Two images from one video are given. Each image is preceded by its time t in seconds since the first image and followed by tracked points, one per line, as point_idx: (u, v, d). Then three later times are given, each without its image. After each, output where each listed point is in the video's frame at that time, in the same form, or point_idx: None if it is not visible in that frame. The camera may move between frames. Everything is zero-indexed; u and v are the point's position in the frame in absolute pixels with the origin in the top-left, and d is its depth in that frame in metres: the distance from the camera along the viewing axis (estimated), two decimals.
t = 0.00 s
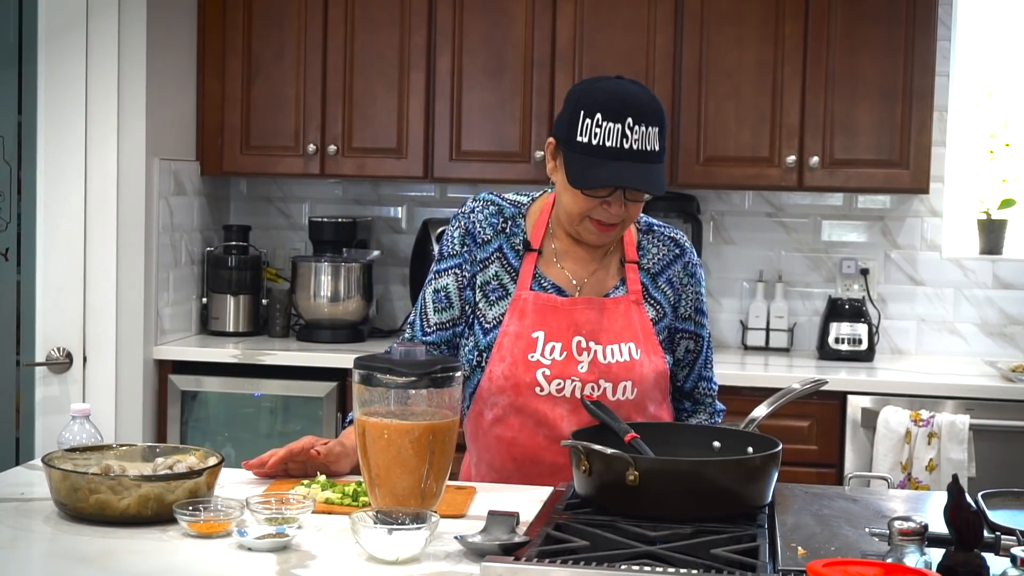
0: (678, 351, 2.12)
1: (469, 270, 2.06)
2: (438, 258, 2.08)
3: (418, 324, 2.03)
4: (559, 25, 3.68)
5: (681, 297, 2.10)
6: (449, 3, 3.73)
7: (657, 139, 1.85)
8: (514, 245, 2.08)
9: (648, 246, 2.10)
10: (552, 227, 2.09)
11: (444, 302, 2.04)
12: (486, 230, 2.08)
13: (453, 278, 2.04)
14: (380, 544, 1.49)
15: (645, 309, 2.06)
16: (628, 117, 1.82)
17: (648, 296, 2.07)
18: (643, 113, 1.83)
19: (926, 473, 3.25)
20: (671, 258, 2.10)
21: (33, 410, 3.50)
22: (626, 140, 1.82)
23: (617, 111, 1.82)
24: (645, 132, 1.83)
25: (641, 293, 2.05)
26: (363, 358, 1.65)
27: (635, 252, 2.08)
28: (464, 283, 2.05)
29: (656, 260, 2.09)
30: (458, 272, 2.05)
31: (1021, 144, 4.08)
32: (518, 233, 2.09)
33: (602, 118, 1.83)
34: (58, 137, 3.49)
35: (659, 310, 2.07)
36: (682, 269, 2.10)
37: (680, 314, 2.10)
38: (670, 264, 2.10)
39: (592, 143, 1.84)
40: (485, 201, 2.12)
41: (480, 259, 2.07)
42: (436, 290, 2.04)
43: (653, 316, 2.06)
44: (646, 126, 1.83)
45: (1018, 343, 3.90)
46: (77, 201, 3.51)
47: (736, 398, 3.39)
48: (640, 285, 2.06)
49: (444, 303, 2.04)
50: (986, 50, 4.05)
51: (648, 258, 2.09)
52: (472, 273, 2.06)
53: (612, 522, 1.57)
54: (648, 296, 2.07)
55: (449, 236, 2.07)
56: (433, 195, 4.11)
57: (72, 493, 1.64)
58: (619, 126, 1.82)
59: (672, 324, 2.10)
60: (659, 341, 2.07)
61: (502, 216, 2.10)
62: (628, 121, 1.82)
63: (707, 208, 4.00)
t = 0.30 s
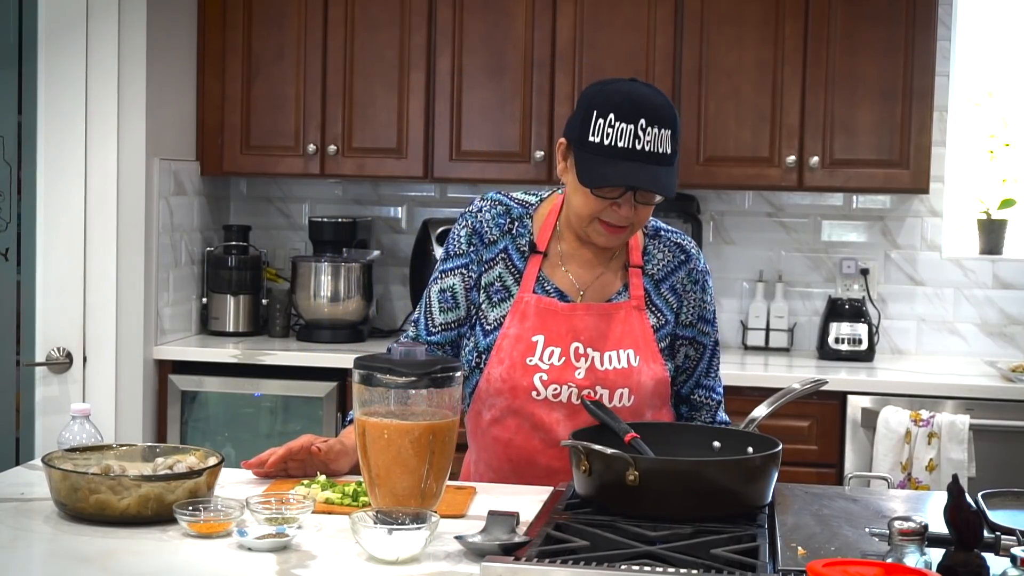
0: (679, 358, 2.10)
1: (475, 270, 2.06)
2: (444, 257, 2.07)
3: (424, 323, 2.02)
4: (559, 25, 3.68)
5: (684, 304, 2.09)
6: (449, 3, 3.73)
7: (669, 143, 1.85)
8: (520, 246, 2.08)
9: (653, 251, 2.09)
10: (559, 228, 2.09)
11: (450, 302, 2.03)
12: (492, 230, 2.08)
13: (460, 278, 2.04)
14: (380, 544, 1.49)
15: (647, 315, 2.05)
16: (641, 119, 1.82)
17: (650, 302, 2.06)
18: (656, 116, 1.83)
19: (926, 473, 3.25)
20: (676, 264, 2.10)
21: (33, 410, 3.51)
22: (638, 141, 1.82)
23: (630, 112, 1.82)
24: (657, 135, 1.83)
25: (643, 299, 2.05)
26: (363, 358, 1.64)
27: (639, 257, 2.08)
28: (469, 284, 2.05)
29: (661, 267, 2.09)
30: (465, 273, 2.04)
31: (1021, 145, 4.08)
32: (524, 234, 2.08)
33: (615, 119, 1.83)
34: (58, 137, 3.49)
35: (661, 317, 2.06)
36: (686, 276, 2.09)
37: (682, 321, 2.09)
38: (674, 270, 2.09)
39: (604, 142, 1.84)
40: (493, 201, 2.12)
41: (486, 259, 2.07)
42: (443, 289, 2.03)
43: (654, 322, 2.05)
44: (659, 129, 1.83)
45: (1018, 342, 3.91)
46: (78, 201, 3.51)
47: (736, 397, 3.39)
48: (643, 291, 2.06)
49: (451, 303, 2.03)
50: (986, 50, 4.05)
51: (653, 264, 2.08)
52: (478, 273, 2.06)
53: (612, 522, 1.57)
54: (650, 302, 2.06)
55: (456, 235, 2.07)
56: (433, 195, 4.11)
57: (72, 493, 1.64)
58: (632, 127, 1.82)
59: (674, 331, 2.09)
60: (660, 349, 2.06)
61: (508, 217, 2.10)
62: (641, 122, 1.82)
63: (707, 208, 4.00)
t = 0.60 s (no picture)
0: (690, 354, 2.10)
1: (477, 277, 2.05)
2: (444, 264, 2.06)
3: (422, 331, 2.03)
4: (559, 25, 3.68)
5: (690, 299, 2.09)
6: (449, 3, 3.73)
7: (664, 123, 1.85)
8: (522, 249, 2.07)
9: (657, 247, 2.09)
10: (559, 228, 2.09)
11: (450, 309, 2.03)
12: (493, 236, 2.07)
13: (461, 285, 2.03)
14: (380, 544, 1.49)
15: (651, 313, 2.05)
16: (635, 97, 1.83)
17: (655, 299, 2.06)
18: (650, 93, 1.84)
19: (926, 473, 3.25)
20: (681, 259, 2.10)
21: (33, 410, 3.51)
22: (632, 118, 1.82)
23: (623, 90, 1.83)
24: (651, 114, 1.83)
25: (647, 297, 2.05)
26: (363, 358, 1.65)
27: (642, 255, 2.08)
28: (471, 290, 2.04)
29: (665, 263, 2.08)
30: (466, 280, 2.03)
31: (1021, 145, 4.09)
32: (526, 237, 2.08)
33: (608, 98, 1.84)
34: (58, 137, 3.49)
35: (666, 313, 2.06)
36: (691, 271, 2.09)
37: (690, 316, 2.09)
38: (678, 266, 2.09)
39: (599, 122, 1.84)
40: (493, 206, 2.11)
41: (487, 264, 2.06)
42: (442, 298, 2.02)
43: (659, 319, 2.05)
44: (653, 107, 1.83)
45: (1018, 342, 3.91)
46: (78, 201, 3.51)
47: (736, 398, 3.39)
48: (647, 289, 2.05)
49: (450, 311, 2.02)
50: (986, 50, 4.05)
51: (656, 261, 2.08)
52: (480, 279, 2.05)
53: (612, 521, 1.57)
54: (655, 299, 2.06)
55: (456, 242, 2.06)
56: (433, 195, 4.11)
57: (72, 493, 1.64)
58: (626, 104, 1.82)
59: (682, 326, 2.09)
60: (665, 347, 2.05)
61: (509, 221, 2.09)
62: (634, 100, 1.83)
63: (707, 208, 4.00)
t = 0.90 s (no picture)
0: (674, 328, 2.17)
1: (449, 289, 2.04)
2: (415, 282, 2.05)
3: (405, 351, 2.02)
4: (559, 25, 3.68)
5: (666, 272, 2.15)
6: (449, 3, 3.73)
7: (616, 103, 1.91)
8: (492, 253, 2.07)
9: (624, 228, 2.15)
10: (526, 226, 2.11)
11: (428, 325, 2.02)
12: (460, 245, 2.06)
13: (433, 301, 2.02)
14: (380, 544, 1.49)
15: (631, 293, 2.09)
16: (584, 80, 1.89)
17: (633, 278, 2.10)
18: (599, 76, 1.90)
19: (926, 473, 3.25)
20: (649, 235, 2.16)
21: (32, 410, 3.51)
22: (584, 99, 1.88)
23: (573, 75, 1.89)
24: (603, 95, 1.89)
25: (625, 279, 2.09)
26: (363, 358, 1.65)
27: (613, 238, 2.12)
28: (445, 303, 2.03)
29: (635, 241, 2.14)
30: (437, 294, 2.02)
31: (1021, 144, 4.09)
32: (493, 241, 2.08)
33: (559, 84, 1.90)
34: (58, 137, 3.49)
35: (646, 290, 2.11)
36: (661, 245, 2.16)
37: (668, 290, 2.15)
38: (649, 242, 2.15)
39: (551, 109, 1.90)
40: (454, 217, 2.10)
41: (458, 274, 2.05)
42: (417, 315, 2.01)
43: (640, 297, 2.10)
44: (603, 88, 1.89)
45: (1018, 343, 3.91)
46: (77, 200, 3.51)
47: (736, 398, 3.39)
48: (623, 270, 2.10)
49: (428, 327, 2.01)
50: (986, 50, 4.05)
51: (627, 240, 2.13)
52: (453, 290, 2.05)
53: (613, 521, 1.57)
54: (633, 278, 2.10)
55: (424, 259, 2.04)
56: (433, 195, 4.11)
57: (72, 493, 1.64)
58: (576, 88, 1.89)
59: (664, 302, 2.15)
60: (650, 324, 2.10)
61: (474, 229, 2.09)
62: (585, 83, 1.89)
63: (708, 208, 4.00)
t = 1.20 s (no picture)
0: (675, 320, 2.20)
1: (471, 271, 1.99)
2: (433, 258, 1.96)
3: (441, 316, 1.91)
4: (559, 25, 3.68)
5: (664, 265, 2.18)
6: (449, 3, 3.73)
7: (618, 92, 1.93)
8: (502, 244, 2.04)
9: (624, 223, 2.16)
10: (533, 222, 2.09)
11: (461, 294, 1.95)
12: (476, 231, 2.01)
13: (465, 273, 1.96)
14: (380, 544, 1.49)
15: (637, 286, 2.11)
16: (586, 70, 1.91)
17: (636, 273, 2.12)
18: (600, 66, 1.92)
19: (926, 473, 3.25)
20: (648, 230, 2.18)
21: (32, 410, 3.51)
22: (589, 89, 1.89)
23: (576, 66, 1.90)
24: (606, 84, 1.91)
25: (631, 272, 2.10)
26: (363, 358, 1.65)
27: (615, 232, 2.13)
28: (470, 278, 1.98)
29: (635, 235, 2.15)
30: (467, 268, 1.97)
31: (1021, 144, 4.09)
32: (502, 233, 2.05)
33: (562, 75, 1.90)
34: (58, 137, 3.50)
35: (649, 284, 2.13)
36: (660, 238, 2.18)
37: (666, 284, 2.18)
38: (648, 236, 2.17)
39: (556, 99, 1.90)
40: (465, 206, 2.04)
41: (477, 259, 2.00)
42: (450, 284, 1.93)
43: (644, 291, 2.12)
44: (606, 78, 1.91)
45: (1018, 342, 3.90)
46: (77, 200, 3.51)
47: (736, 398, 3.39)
48: (628, 264, 2.11)
49: (463, 296, 1.94)
50: (986, 50, 4.05)
51: (628, 235, 2.14)
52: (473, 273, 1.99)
53: (612, 521, 1.57)
54: (636, 272, 2.12)
55: (442, 236, 1.97)
56: (433, 195, 4.11)
57: (72, 493, 1.64)
58: (580, 78, 1.90)
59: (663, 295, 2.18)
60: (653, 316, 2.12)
61: (484, 218, 2.04)
62: (589, 73, 1.90)
63: (707, 208, 4.00)
